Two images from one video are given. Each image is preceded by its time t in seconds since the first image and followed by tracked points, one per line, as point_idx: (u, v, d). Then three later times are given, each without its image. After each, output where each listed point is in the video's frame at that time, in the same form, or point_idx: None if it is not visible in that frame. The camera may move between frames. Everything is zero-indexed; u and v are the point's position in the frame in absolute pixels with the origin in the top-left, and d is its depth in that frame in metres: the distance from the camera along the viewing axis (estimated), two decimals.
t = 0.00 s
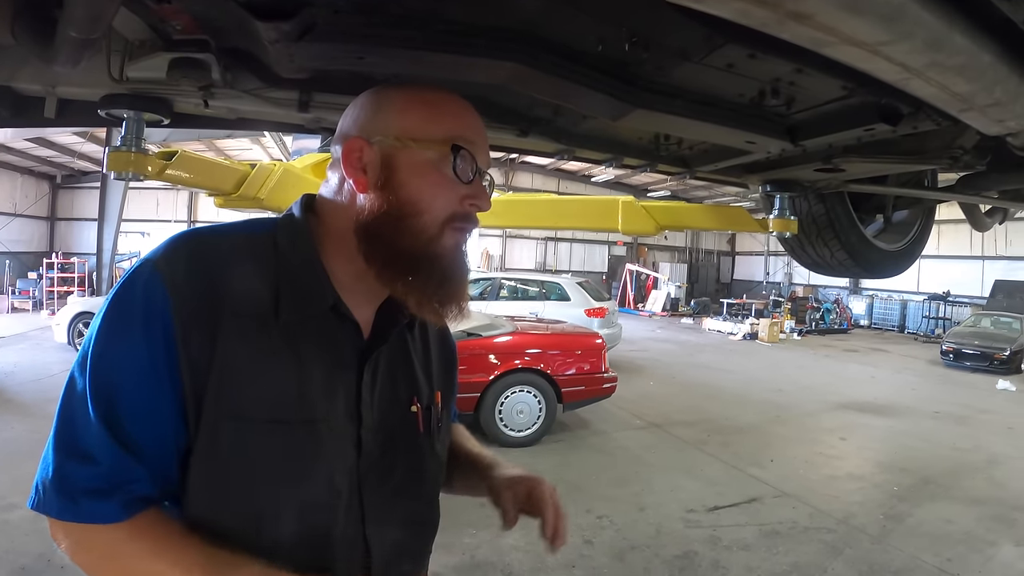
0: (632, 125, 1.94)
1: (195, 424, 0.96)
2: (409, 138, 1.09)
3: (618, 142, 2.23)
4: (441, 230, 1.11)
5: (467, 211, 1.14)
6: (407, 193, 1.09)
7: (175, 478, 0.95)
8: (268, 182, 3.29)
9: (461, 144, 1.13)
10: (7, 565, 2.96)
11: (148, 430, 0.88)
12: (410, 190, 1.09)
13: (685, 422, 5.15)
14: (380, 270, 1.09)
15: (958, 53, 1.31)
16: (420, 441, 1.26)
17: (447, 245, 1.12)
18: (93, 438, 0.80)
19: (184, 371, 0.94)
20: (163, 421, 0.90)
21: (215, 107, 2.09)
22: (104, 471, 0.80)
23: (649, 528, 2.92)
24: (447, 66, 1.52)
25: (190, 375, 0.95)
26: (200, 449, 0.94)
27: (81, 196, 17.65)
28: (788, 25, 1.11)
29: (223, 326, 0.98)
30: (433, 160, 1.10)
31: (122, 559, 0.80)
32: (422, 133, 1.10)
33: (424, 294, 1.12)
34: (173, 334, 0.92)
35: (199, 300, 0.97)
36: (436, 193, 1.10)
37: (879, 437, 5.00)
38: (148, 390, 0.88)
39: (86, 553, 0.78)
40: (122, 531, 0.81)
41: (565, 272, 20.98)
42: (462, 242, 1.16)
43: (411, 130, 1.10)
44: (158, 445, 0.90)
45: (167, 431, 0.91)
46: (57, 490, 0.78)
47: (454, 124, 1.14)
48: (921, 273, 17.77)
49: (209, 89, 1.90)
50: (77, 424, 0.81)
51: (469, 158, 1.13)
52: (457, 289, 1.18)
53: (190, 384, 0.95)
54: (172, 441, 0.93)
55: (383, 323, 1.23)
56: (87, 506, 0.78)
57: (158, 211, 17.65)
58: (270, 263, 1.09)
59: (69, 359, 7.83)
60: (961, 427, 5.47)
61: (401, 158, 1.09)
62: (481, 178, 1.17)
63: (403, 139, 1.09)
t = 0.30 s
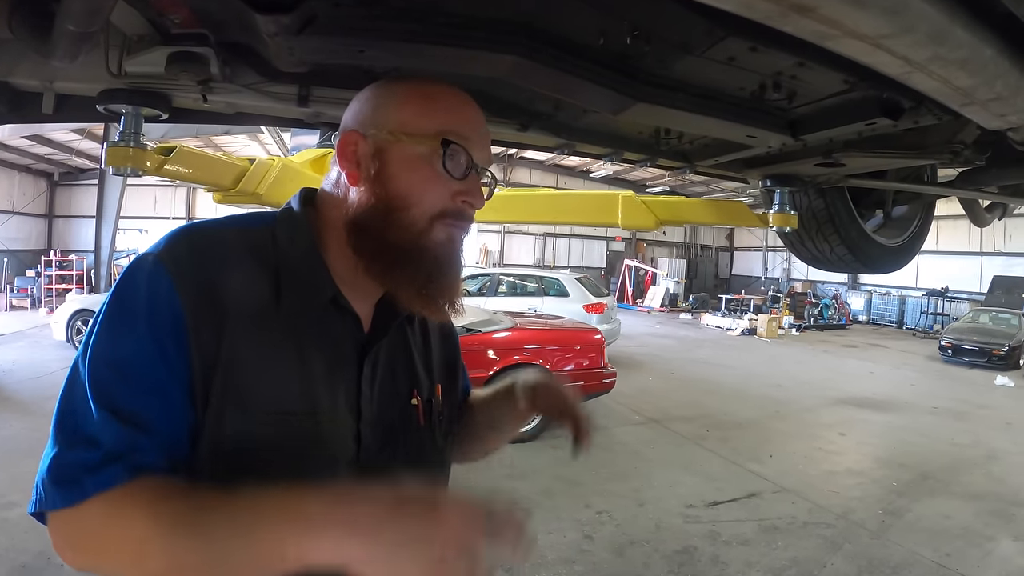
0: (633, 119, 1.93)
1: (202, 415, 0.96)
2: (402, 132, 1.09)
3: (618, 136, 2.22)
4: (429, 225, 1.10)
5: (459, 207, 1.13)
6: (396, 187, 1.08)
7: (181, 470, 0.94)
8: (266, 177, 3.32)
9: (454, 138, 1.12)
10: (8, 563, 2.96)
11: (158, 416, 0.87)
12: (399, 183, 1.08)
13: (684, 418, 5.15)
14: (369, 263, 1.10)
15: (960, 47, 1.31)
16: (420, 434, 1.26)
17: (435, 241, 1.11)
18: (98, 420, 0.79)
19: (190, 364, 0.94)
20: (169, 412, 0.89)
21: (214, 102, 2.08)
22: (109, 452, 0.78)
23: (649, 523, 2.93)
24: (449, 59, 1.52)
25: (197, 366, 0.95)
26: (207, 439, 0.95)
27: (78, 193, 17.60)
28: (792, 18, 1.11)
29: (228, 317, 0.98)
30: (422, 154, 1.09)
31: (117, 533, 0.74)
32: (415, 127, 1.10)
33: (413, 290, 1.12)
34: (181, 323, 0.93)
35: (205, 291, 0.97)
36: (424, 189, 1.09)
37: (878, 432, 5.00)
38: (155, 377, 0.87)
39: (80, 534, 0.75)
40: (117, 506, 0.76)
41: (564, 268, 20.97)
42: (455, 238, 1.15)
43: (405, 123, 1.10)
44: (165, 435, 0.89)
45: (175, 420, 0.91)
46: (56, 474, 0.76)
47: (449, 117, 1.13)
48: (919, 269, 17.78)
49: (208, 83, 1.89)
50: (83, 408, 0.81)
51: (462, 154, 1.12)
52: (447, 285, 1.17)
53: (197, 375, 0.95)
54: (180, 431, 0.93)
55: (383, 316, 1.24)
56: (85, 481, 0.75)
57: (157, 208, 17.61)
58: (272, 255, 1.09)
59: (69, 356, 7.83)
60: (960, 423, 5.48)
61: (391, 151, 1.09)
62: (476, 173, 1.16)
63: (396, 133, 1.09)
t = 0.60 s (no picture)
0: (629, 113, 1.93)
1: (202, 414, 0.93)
2: (393, 119, 1.09)
3: (614, 131, 2.21)
4: (423, 211, 1.08)
5: (455, 190, 1.11)
6: (388, 173, 1.07)
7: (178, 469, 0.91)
8: (261, 173, 3.29)
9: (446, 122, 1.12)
10: (5, 562, 2.94)
11: (155, 413, 0.83)
12: (392, 171, 1.07)
13: (681, 413, 5.15)
14: (361, 253, 1.08)
15: (957, 40, 1.31)
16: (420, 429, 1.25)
17: (428, 228, 1.09)
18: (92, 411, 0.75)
19: (192, 362, 0.92)
20: (168, 406, 0.86)
21: (208, 97, 2.07)
22: (98, 441, 0.73)
23: (646, 519, 2.93)
24: (445, 52, 1.51)
25: (196, 364, 0.93)
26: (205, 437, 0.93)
27: (74, 191, 17.56)
28: (789, 9, 1.11)
29: (229, 312, 0.97)
30: (414, 139, 1.08)
31: (105, 523, 0.69)
32: (405, 113, 1.10)
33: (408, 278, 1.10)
34: (182, 318, 0.91)
35: (204, 286, 0.95)
36: (418, 174, 1.08)
37: (874, 427, 5.01)
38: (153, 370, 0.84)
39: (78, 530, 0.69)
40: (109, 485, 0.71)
41: (560, 264, 20.95)
42: (451, 224, 1.14)
43: (396, 111, 1.10)
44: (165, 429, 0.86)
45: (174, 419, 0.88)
46: (45, 465, 0.71)
47: (440, 103, 1.13)
48: (916, 265, 17.81)
49: (201, 78, 1.88)
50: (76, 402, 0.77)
51: (455, 137, 1.11)
52: (444, 271, 1.16)
53: (196, 374, 0.93)
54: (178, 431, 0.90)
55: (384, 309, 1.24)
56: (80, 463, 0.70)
57: (152, 205, 17.56)
58: (268, 252, 1.08)
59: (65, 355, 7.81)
60: (956, 418, 5.50)
61: (382, 139, 1.08)
62: (471, 156, 1.14)
63: (387, 120, 1.09)
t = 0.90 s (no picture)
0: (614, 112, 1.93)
1: (182, 426, 0.94)
2: (388, 120, 1.07)
3: (600, 129, 2.21)
4: (428, 209, 1.09)
5: (453, 188, 1.12)
6: (388, 175, 1.06)
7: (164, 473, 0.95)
8: (247, 171, 3.27)
9: (441, 121, 1.12)
10: None
11: (135, 428, 0.88)
12: (392, 172, 1.06)
13: (671, 412, 5.16)
14: (368, 258, 1.07)
15: (944, 37, 1.31)
16: (409, 433, 1.24)
17: (433, 225, 1.10)
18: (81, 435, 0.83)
19: (169, 373, 0.92)
20: (148, 420, 0.90)
21: (193, 96, 2.06)
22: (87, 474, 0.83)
23: (636, 517, 2.93)
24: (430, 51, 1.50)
25: (176, 376, 0.93)
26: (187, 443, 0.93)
27: (63, 190, 17.46)
28: (772, 6, 1.11)
29: (210, 322, 0.96)
30: (412, 139, 1.08)
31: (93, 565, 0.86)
32: (400, 113, 1.08)
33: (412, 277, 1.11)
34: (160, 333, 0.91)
35: (189, 298, 0.96)
36: (419, 175, 1.08)
37: (864, 425, 5.03)
38: (138, 382, 0.88)
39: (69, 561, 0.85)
40: (111, 554, 0.87)
41: (551, 262, 20.95)
42: (450, 222, 1.15)
43: (393, 111, 1.08)
44: (144, 443, 0.90)
45: (155, 429, 0.91)
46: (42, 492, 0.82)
47: (433, 101, 1.12)
48: (905, 263, 17.91)
49: (185, 77, 1.87)
50: (71, 417, 0.83)
51: (451, 135, 1.11)
52: (446, 269, 1.17)
53: (175, 385, 0.93)
54: (159, 442, 0.92)
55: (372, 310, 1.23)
56: (91, 529, 0.84)
57: (141, 205, 17.46)
58: (253, 258, 1.07)
59: (53, 356, 7.76)
60: (945, 415, 5.52)
61: (379, 139, 1.06)
62: (466, 154, 1.15)
63: (382, 121, 1.07)
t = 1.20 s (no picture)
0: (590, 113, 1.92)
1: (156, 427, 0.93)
2: (353, 121, 1.06)
3: (578, 131, 2.20)
4: (390, 212, 1.07)
5: (418, 191, 1.10)
6: (352, 177, 1.05)
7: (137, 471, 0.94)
8: (225, 172, 3.23)
9: (407, 123, 1.10)
10: None
11: (114, 423, 0.88)
12: (356, 174, 1.05)
13: (655, 412, 5.17)
14: (332, 261, 1.06)
15: (919, 38, 1.31)
16: (382, 436, 1.20)
17: (396, 228, 1.08)
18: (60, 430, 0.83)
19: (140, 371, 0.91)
20: (123, 417, 0.89)
21: (168, 96, 2.04)
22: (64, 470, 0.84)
23: (620, 518, 2.93)
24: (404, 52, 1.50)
25: (150, 376, 0.92)
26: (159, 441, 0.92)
27: (44, 191, 17.27)
28: (744, 7, 1.10)
29: (183, 320, 0.95)
30: (376, 142, 1.06)
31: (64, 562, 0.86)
32: (364, 114, 1.07)
33: (375, 281, 1.08)
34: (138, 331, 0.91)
35: (162, 297, 0.94)
36: (382, 177, 1.06)
37: (848, 424, 5.06)
38: (117, 380, 0.88)
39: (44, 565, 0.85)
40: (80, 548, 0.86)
41: (534, 263, 20.96)
42: (416, 224, 1.12)
43: (358, 113, 1.07)
44: (120, 439, 0.90)
45: (132, 427, 0.91)
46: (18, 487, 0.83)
47: (401, 103, 1.11)
48: (887, 263, 18.04)
49: (159, 77, 1.85)
50: (56, 413, 0.83)
51: (417, 137, 1.10)
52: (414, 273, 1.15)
53: (151, 384, 0.92)
54: (137, 439, 0.92)
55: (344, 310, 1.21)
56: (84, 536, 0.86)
57: (124, 206, 17.30)
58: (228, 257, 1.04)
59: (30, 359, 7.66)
60: (927, 414, 5.57)
61: (342, 141, 1.05)
62: (433, 157, 1.14)
63: (348, 123, 1.06)
